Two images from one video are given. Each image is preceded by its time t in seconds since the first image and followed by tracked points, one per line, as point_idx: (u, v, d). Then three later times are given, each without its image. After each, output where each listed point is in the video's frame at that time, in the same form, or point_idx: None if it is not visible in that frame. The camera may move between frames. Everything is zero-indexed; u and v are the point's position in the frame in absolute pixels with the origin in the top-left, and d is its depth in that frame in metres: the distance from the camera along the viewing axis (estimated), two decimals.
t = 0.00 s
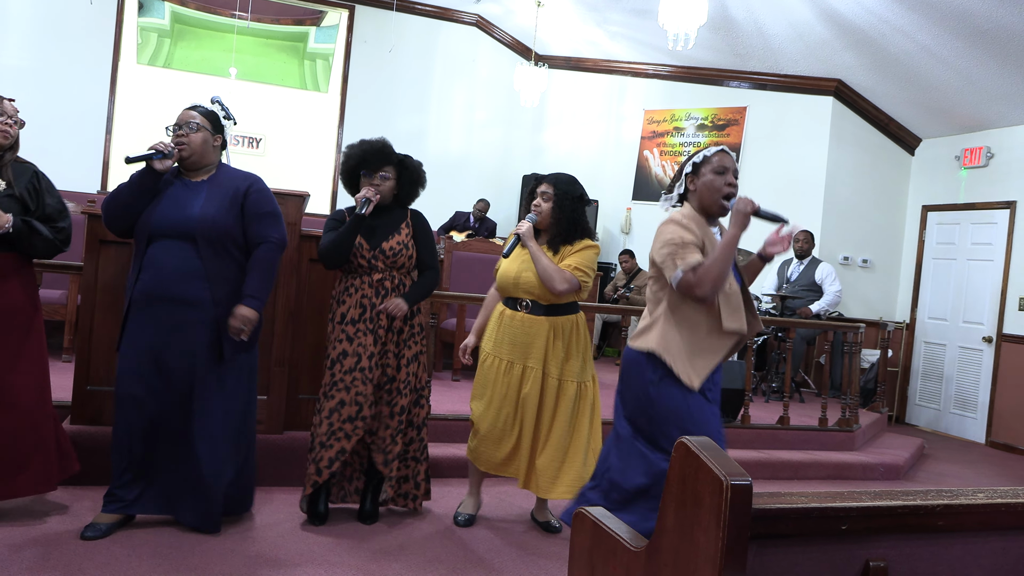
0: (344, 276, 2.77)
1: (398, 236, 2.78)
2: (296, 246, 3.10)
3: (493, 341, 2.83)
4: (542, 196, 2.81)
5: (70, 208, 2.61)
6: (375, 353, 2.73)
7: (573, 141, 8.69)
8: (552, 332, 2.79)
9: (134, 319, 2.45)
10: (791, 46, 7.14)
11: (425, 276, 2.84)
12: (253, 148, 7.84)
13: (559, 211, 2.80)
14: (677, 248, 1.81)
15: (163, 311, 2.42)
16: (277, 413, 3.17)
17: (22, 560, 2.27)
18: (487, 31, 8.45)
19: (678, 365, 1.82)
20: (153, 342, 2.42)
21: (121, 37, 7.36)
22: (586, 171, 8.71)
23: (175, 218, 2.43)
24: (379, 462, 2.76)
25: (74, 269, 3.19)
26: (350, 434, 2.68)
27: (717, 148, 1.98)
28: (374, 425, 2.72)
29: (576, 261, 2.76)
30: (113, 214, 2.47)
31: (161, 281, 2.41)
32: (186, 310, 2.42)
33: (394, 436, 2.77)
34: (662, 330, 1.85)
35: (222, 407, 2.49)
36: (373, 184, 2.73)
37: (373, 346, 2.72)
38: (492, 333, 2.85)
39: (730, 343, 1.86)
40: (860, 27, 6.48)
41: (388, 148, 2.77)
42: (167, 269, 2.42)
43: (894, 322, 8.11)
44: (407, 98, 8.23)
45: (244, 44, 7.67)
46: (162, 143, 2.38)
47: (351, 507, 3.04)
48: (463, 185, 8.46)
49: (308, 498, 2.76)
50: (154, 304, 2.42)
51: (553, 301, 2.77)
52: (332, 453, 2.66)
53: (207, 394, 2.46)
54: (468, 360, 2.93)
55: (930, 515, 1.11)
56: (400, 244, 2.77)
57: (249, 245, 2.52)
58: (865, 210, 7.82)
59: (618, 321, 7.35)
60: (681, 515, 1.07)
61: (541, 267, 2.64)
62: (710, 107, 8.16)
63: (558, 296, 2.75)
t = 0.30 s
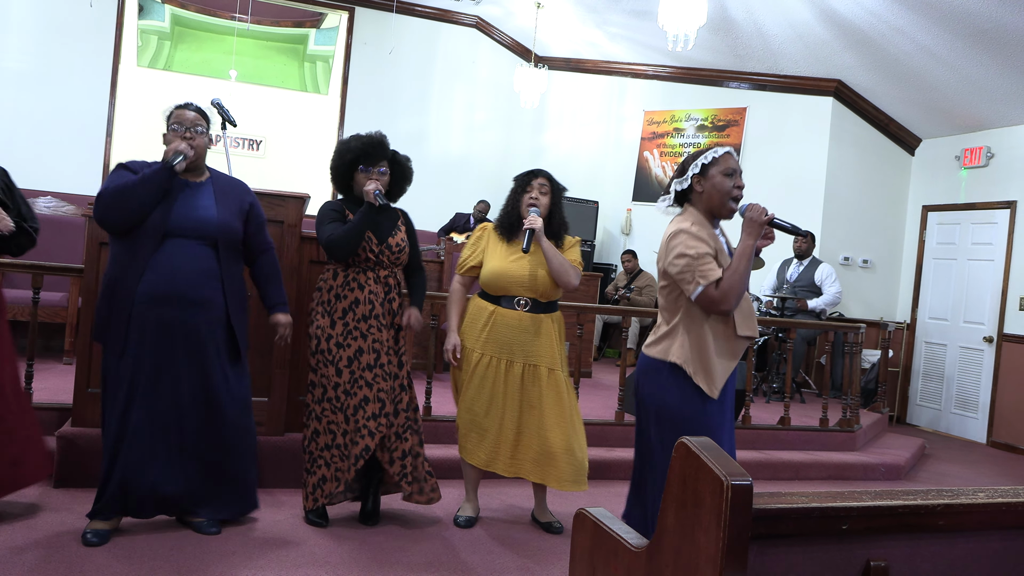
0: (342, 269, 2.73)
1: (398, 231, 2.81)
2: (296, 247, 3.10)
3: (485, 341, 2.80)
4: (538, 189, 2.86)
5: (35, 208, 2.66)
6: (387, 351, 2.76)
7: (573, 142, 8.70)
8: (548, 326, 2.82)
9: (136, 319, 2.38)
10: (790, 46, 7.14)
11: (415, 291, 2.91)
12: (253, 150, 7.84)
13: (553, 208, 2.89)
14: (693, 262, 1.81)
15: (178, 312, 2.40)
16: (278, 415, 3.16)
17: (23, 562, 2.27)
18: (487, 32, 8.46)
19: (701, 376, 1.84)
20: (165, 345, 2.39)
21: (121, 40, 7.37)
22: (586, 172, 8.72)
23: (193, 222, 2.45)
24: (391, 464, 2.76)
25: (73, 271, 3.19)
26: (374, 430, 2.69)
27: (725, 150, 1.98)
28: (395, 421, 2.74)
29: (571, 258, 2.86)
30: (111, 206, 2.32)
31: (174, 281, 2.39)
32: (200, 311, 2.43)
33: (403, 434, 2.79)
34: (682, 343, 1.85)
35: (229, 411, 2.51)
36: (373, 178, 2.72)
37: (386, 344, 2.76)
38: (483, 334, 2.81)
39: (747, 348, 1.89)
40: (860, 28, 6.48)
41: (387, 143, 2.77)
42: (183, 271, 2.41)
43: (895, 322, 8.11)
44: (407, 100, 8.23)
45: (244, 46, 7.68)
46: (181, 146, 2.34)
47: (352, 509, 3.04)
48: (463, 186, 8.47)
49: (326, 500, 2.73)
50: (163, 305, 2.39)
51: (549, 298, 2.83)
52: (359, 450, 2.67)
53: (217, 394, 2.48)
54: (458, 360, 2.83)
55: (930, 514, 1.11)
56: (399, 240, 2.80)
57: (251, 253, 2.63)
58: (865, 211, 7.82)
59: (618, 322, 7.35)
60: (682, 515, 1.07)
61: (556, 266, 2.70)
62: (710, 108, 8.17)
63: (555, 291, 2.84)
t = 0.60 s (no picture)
0: (347, 269, 2.72)
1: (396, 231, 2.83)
2: (299, 249, 3.11)
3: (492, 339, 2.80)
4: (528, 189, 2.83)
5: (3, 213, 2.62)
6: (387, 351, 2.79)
7: (575, 142, 8.70)
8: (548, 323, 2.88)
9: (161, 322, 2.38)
10: (792, 44, 7.13)
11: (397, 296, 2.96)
12: (255, 151, 7.84)
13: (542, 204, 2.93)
14: (692, 237, 1.83)
15: (199, 314, 2.46)
16: (281, 416, 3.17)
17: (27, 562, 2.27)
18: (488, 32, 8.47)
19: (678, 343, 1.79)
20: (191, 345, 2.44)
21: (123, 41, 7.38)
22: (588, 171, 8.72)
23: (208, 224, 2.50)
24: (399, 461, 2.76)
25: (74, 272, 3.20)
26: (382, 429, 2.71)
27: (737, 151, 1.96)
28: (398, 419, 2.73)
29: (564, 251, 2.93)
30: (157, 207, 2.27)
31: (198, 283, 2.45)
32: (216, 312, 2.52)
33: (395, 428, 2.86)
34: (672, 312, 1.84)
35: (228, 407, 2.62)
36: (374, 178, 2.73)
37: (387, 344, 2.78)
38: (487, 333, 2.80)
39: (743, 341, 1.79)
40: (862, 25, 6.47)
41: (388, 145, 2.78)
42: (204, 273, 2.48)
43: (899, 320, 8.09)
44: (408, 100, 8.24)
45: (246, 47, 7.69)
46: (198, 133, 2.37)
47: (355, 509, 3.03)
48: (465, 186, 8.48)
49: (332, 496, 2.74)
50: (187, 306, 2.43)
51: (548, 294, 2.89)
52: (370, 447, 2.71)
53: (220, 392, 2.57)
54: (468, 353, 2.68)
55: (935, 511, 1.11)
56: (399, 239, 2.82)
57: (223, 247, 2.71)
58: (867, 209, 7.81)
59: (621, 321, 7.35)
60: (687, 512, 1.07)
61: (562, 259, 2.78)
62: (712, 107, 8.17)
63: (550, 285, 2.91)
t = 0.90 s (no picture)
0: (348, 270, 2.72)
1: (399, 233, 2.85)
2: (302, 246, 3.11)
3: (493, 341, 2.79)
4: (529, 189, 2.85)
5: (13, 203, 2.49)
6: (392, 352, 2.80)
7: (577, 141, 8.70)
8: (549, 321, 2.85)
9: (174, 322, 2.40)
10: (794, 42, 7.12)
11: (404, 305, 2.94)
12: (257, 150, 7.84)
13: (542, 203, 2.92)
14: (694, 233, 1.96)
15: (205, 313, 2.51)
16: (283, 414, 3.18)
17: (31, 560, 2.28)
18: (490, 31, 8.46)
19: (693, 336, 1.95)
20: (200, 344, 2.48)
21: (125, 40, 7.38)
22: (590, 169, 8.71)
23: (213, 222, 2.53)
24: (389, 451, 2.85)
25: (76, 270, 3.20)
26: (383, 430, 2.73)
27: (754, 142, 2.02)
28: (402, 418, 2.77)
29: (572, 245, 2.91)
30: (176, 211, 2.29)
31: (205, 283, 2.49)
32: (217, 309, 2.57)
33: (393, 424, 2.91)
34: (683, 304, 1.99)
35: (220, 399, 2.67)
36: (371, 181, 2.74)
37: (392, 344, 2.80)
38: (488, 331, 2.80)
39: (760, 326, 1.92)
40: (864, 24, 6.46)
41: (388, 145, 2.78)
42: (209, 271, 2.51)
43: (901, 319, 8.08)
44: (411, 100, 8.24)
45: (248, 46, 7.70)
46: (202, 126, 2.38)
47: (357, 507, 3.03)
48: (467, 185, 8.48)
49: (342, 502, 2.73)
50: (195, 305, 2.46)
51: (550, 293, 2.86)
52: (371, 451, 2.70)
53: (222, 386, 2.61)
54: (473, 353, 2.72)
55: (937, 509, 1.11)
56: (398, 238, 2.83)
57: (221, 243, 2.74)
58: (869, 207, 7.80)
59: (623, 320, 7.36)
60: (690, 509, 1.07)
61: (557, 257, 2.76)
62: (714, 105, 8.16)
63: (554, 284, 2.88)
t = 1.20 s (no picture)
0: (346, 265, 2.74)
1: (402, 225, 2.79)
2: (301, 242, 3.11)
3: (498, 337, 2.79)
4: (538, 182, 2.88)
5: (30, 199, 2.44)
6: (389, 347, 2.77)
7: (577, 138, 8.69)
8: (557, 318, 2.80)
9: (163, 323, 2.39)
10: (794, 39, 7.11)
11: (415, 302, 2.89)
12: (257, 148, 7.84)
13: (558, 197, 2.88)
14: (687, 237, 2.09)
15: (203, 315, 2.47)
16: (283, 411, 3.17)
17: (30, 558, 2.28)
18: (490, 28, 8.45)
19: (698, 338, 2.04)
20: (192, 345, 2.45)
21: (124, 37, 7.37)
22: (590, 166, 8.70)
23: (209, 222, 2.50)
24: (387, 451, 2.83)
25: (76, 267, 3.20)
26: (383, 425, 2.73)
27: (753, 144, 2.07)
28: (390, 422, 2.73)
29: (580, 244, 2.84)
30: (149, 215, 2.28)
31: (201, 284, 2.45)
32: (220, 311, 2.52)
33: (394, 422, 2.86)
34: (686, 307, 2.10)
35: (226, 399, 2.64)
36: (373, 174, 2.73)
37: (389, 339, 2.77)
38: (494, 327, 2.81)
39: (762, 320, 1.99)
40: (864, 20, 6.45)
41: (389, 138, 2.76)
42: (206, 272, 2.47)
43: (900, 315, 8.08)
44: (410, 98, 8.23)
45: (247, 44, 7.68)
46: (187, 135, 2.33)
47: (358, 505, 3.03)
48: (467, 182, 8.47)
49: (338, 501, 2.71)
50: (187, 307, 2.43)
51: (554, 288, 2.80)
52: (370, 445, 2.71)
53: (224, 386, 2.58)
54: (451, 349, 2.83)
55: (937, 505, 1.11)
56: (399, 232, 2.76)
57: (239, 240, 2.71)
58: (869, 204, 7.79)
59: (623, 317, 7.35)
60: (689, 506, 1.07)
61: (554, 248, 2.71)
62: (714, 102, 8.15)
63: (563, 281, 2.81)
